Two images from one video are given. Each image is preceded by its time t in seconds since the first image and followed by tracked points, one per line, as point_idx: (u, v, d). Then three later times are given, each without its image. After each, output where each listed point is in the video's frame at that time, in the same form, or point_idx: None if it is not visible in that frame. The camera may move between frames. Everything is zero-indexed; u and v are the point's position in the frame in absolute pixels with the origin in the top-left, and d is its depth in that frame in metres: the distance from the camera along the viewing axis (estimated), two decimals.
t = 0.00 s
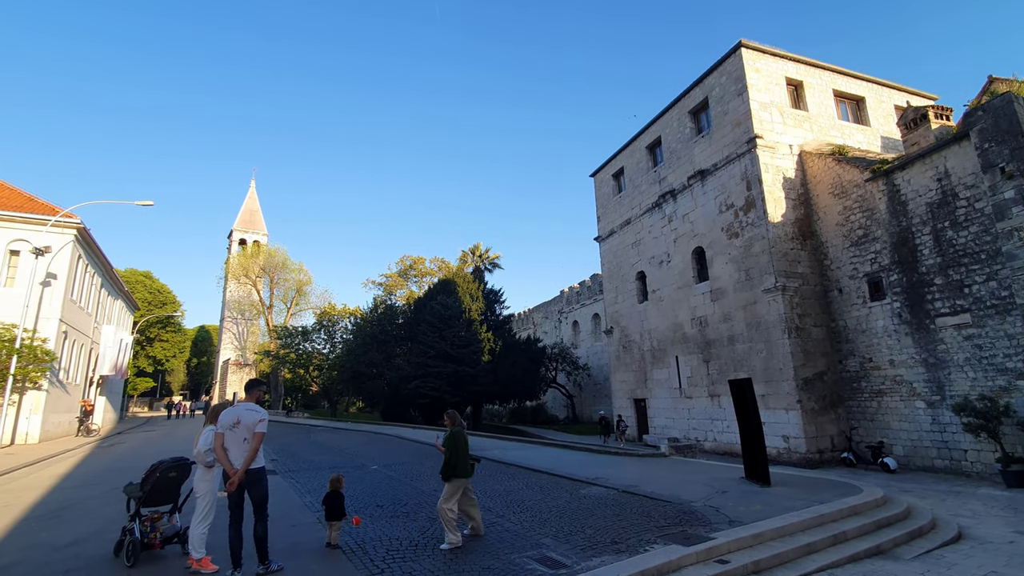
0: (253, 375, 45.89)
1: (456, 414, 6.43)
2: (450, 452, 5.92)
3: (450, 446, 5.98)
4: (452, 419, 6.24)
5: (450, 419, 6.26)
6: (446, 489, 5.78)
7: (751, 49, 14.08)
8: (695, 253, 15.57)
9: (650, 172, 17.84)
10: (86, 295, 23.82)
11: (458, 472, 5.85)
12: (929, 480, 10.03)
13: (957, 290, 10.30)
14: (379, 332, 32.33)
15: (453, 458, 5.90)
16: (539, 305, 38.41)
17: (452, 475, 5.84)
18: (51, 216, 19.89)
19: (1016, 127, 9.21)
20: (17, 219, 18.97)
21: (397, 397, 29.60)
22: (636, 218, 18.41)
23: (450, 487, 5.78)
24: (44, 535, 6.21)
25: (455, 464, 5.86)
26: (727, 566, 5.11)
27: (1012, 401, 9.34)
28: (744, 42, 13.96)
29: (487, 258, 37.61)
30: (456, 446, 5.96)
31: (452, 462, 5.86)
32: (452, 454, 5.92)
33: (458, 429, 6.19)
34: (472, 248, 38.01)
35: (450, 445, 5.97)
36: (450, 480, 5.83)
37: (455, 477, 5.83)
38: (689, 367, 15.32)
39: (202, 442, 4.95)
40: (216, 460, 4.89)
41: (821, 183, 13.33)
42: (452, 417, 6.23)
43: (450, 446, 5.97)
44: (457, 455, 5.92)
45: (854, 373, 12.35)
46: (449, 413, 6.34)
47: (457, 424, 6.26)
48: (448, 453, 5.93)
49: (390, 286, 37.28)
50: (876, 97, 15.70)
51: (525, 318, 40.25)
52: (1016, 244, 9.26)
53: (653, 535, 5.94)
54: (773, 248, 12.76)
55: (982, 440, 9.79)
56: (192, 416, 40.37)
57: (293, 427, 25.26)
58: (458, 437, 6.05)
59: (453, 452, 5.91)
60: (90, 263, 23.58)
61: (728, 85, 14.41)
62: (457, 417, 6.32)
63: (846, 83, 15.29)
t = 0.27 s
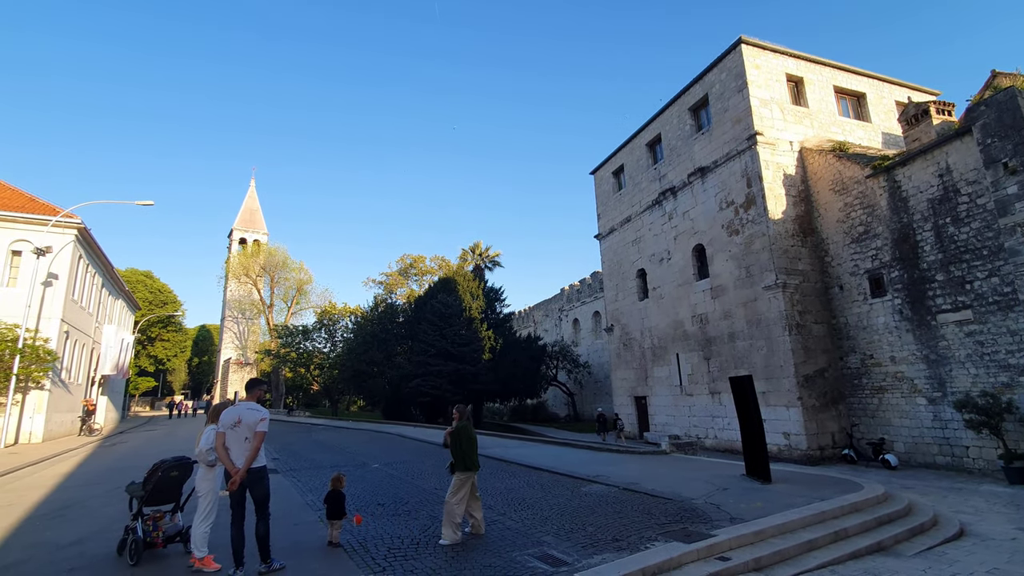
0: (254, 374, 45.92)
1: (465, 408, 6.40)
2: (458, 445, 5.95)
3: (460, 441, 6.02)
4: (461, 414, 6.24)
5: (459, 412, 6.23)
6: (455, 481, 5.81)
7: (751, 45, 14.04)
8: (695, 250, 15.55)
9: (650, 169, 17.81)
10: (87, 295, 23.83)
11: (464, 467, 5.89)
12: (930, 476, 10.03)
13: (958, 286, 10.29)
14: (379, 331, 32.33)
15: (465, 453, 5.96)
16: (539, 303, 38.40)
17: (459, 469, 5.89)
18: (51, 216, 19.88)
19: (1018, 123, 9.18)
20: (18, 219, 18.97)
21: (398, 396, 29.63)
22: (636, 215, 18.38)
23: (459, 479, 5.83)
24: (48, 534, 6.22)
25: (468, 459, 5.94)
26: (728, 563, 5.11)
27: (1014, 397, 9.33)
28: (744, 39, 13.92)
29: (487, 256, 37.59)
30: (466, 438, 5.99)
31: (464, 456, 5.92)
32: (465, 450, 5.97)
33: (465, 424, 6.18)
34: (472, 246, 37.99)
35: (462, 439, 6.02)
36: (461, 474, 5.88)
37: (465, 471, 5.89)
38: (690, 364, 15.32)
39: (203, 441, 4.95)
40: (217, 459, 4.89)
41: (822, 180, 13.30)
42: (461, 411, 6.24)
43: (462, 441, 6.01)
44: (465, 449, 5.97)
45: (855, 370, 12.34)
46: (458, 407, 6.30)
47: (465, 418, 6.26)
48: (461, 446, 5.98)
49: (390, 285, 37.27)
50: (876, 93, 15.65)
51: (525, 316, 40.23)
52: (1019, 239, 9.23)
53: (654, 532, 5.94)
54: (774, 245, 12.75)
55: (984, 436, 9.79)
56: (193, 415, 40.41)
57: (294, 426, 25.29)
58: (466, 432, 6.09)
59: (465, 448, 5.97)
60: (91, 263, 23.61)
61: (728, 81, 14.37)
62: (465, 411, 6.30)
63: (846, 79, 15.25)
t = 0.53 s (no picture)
0: (254, 374, 45.91)
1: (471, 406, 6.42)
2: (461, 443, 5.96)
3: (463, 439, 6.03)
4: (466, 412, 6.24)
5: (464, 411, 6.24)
6: (457, 480, 5.77)
7: (751, 44, 14.03)
8: (695, 249, 15.55)
9: (650, 168, 17.80)
10: (88, 296, 23.83)
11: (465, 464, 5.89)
12: (931, 475, 10.02)
13: (959, 285, 10.28)
14: (380, 331, 32.33)
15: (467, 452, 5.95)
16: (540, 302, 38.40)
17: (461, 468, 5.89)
18: (52, 217, 19.88)
19: (1019, 120, 9.17)
20: (19, 220, 18.98)
21: (399, 395, 29.63)
22: (636, 214, 18.37)
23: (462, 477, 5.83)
24: (50, 534, 6.23)
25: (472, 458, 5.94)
26: (729, 562, 5.11)
27: (1016, 395, 9.32)
28: (744, 37, 13.91)
29: (487, 256, 37.59)
30: (471, 437, 5.98)
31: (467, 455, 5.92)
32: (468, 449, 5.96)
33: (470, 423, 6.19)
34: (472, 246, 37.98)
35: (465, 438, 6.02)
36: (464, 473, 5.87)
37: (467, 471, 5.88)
38: (690, 363, 15.32)
39: (203, 442, 4.95)
40: (218, 460, 4.89)
41: (822, 178, 13.29)
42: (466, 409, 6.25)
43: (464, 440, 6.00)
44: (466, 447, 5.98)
45: (855, 369, 12.33)
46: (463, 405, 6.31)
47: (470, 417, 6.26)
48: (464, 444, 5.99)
49: (390, 285, 37.26)
50: (876, 92, 15.64)
51: (525, 316, 40.22)
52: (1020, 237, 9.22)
53: (655, 532, 5.94)
54: (774, 244, 12.74)
55: (985, 435, 9.78)
56: (194, 415, 40.42)
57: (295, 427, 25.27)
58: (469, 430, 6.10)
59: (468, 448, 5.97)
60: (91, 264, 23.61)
61: (728, 80, 14.36)
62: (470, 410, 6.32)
63: (846, 77, 15.24)
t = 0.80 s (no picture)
0: (254, 374, 45.88)
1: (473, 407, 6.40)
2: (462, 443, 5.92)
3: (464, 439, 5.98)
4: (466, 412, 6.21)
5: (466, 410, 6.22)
6: (457, 480, 5.76)
7: (750, 43, 14.04)
8: (695, 249, 15.55)
9: (649, 168, 17.81)
10: (87, 297, 23.82)
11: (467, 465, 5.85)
12: (931, 475, 10.02)
13: (959, 284, 10.28)
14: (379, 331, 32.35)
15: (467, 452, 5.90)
16: (539, 302, 38.40)
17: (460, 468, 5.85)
18: (52, 217, 19.86)
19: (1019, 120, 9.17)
20: (19, 221, 18.97)
21: (398, 396, 29.61)
22: (635, 214, 18.37)
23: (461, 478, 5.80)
24: (50, 534, 6.22)
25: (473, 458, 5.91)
26: (728, 563, 5.10)
27: (1016, 395, 9.32)
28: (743, 37, 13.90)
29: (487, 256, 37.59)
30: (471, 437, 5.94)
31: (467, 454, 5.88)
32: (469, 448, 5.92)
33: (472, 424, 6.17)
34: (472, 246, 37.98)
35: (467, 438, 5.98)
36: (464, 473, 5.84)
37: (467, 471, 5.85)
38: (690, 363, 15.32)
39: (201, 442, 4.92)
40: (217, 460, 4.87)
41: (821, 177, 13.29)
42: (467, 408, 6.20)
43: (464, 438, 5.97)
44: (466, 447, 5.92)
45: (855, 368, 12.33)
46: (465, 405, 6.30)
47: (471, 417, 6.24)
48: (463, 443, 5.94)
49: (390, 285, 37.23)
50: (875, 91, 15.64)
51: (525, 316, 40.21)
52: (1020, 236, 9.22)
53: (654, 531, 5.93)
54: (773, 243, 12.74)
55: (985, 434, 9.78)
56: (193, 416, 40.38)
57: (294, 427, 25.25)
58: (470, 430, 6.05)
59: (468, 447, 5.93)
60: (91, 265, 23.60)
61: (728, 80, 14.35)
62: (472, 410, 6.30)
63: (845, 77, 15.23)
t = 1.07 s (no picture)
0: (240, 376, 45.37)
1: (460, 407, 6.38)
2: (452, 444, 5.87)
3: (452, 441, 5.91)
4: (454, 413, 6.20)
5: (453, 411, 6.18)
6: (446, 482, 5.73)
7: (738, 46, 14.17)
8: (683, 249, 15.66)
9: (638, 169, 17.90)
10: (69, 297, 23.40)
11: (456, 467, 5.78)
12: (914, 472, 10.19)
13: (941, 284, 10.47)
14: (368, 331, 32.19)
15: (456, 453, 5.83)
16: (529, 302, 38.44)
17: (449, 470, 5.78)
18: (32, 216, 19.48)
19: (998, 123, 9.35)
20: None
21: (387, 396, 29.46)
22: (624, 214, 18.46)
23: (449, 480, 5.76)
24: (30, 538, 6.10)
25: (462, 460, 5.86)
26: (716, 560, 5.14)
27: (996, 393, 9.50)
28: (730, 39, 14.04)
29: (476, 256, 37.53)
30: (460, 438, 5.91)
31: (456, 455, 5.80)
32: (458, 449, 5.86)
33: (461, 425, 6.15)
34: (461, 246, 37.91)
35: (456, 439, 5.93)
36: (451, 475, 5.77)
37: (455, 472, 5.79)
38: (678, 363, 15.43)
39: (186, 445, 4.84)
40: (202, 463, 4.80)
41: (807, 179, 13.46)
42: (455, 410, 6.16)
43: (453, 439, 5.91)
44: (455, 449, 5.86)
45: (840, 367, 12.51)
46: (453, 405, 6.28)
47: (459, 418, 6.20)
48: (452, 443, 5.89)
49: (378, 285, 37.03)
50: (860, 94, 15.88)
51: (514, 316, 40.24)
52: (999, 237, 9.41)
53: (644, 530, 5.96)
54: (760, 244, 12.87)
55: (966, 431, 9.98)
56: (178, 418, 39.82)
57: (281, 429, 25.00)
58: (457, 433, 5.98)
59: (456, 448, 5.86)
60: (73, 265, 23.19)
61: (715, 82, 14.48)
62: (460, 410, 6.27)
63: (831, 80, 15.45)
